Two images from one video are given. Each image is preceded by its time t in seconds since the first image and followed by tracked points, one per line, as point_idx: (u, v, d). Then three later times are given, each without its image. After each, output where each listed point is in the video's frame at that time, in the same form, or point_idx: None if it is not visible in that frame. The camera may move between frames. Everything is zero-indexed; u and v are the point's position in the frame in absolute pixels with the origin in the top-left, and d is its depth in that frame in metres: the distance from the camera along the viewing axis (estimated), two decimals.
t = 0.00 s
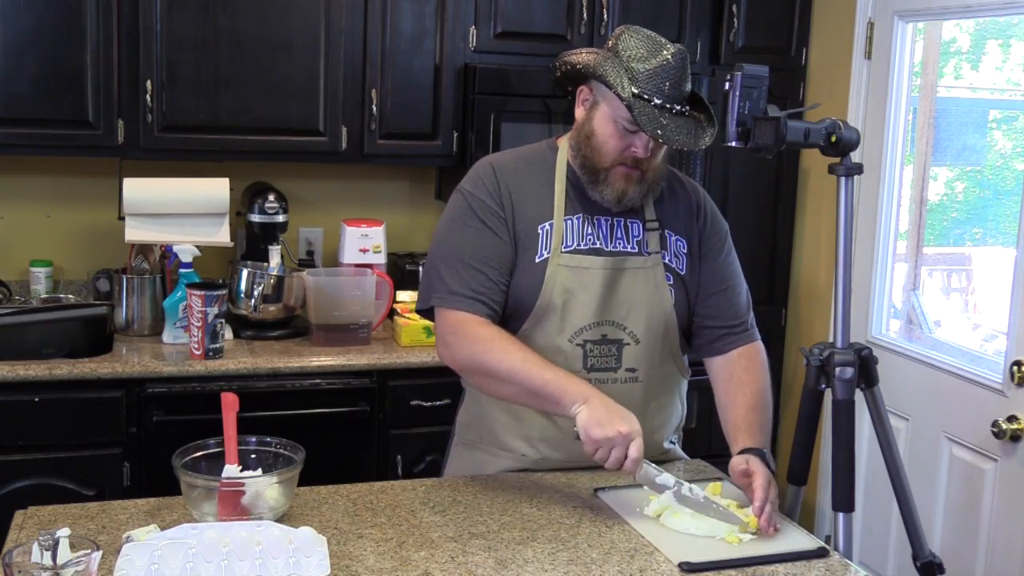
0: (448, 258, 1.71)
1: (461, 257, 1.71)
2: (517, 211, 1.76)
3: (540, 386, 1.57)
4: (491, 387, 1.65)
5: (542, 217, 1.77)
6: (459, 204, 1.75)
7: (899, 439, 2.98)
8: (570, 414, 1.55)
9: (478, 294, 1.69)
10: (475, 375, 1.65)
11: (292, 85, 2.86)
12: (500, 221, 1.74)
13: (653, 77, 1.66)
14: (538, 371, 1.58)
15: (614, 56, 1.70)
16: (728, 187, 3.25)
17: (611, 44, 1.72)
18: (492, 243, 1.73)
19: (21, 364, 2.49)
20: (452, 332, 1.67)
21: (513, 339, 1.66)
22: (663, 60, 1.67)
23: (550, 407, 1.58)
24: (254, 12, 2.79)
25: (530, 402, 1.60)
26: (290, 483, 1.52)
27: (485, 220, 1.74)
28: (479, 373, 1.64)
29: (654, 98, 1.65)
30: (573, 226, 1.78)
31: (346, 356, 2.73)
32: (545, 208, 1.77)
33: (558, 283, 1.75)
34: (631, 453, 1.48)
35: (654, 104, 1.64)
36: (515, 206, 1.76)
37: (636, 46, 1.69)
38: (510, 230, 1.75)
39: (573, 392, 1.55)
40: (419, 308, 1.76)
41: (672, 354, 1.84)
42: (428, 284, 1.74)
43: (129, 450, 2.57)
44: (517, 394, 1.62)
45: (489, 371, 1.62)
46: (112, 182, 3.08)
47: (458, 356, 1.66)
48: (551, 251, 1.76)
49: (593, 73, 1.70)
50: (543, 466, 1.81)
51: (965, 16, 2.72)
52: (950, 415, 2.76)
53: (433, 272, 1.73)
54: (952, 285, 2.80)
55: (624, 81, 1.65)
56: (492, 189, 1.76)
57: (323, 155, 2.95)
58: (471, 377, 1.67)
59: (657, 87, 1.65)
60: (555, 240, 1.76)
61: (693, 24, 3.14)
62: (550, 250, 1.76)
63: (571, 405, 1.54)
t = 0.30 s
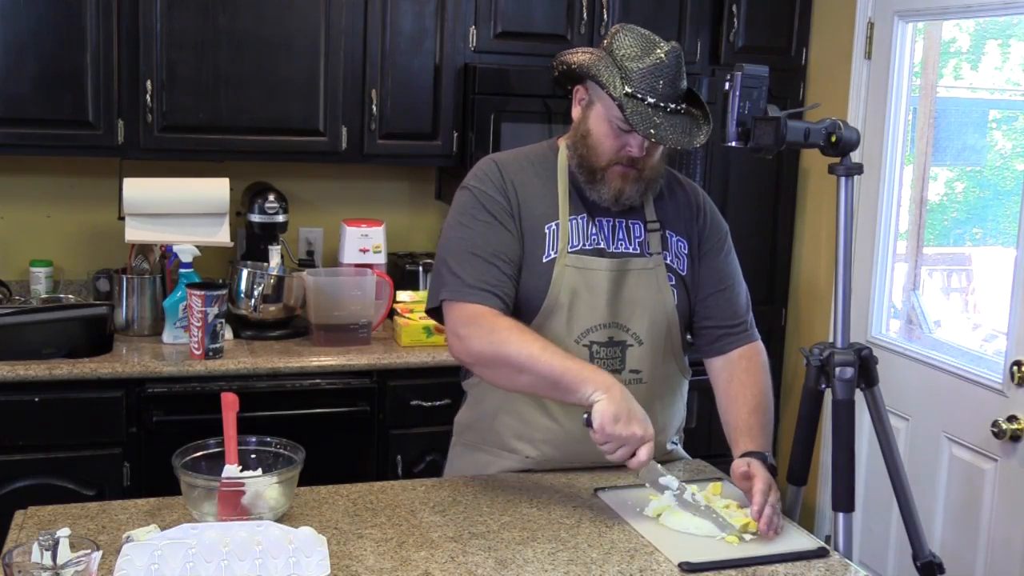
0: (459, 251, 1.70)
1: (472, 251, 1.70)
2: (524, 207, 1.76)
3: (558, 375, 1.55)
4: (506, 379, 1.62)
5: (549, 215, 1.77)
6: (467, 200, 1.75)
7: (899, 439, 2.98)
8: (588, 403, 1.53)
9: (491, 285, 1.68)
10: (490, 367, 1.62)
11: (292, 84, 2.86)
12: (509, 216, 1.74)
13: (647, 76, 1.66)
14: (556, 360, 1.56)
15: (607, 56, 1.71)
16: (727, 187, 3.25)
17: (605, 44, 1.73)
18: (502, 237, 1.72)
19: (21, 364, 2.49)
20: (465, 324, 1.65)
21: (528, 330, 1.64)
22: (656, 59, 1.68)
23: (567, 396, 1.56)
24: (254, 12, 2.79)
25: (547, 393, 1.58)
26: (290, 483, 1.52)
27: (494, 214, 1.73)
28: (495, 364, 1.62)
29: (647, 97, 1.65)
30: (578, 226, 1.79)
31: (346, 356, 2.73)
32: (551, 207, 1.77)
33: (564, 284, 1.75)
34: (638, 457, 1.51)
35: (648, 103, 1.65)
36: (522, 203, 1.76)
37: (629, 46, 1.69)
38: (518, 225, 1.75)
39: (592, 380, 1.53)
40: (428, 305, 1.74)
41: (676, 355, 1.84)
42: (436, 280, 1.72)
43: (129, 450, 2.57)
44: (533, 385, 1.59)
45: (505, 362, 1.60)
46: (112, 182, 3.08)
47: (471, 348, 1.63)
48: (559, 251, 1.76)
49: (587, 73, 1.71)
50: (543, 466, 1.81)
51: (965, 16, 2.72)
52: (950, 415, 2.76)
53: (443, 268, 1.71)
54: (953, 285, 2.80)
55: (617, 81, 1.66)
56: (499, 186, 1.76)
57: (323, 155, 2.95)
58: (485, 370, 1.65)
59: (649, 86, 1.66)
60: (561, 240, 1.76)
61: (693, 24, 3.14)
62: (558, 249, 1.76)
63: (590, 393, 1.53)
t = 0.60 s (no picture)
0: (450, 268, 1.71)
1: (463, 269, 1.71)
2: (518, 218, 1.76)
3: (541, 412, 1.59)
4: (492, 407, 1.67)
5: (543, 222, 1.77)
6: (460, 215, 1.75)
7: (899, 439, 2.98)
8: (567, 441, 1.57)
9: (480, 306, 1.69)
10: (478, 393, 1.67)
11: (292, 84, 2.86)
12: (502, 230, 1.74)
13: (632, 76, 1.68)
14: (541, 397, 1.60)
15: (594, 57, 1.72)
16: (728, 187, 3.25)
17: (592, 45, 1.75)
18: (494, 253, 1.72)
19: (21, 364, 2.49)
20: (456, 346, 1.68)
21: (518, 361, 1.67)
22: (641, 59, 1.69)
23: (548, 433, 1.60)
24: (254, 12, 2.79)
25: (531, 426, 1.62)
26: (290, 483, 1.52)
27: (487, 229, 1.73)
28: (483, 392, 1.66)
29: (633, 96, 1.67)
30: (574, 228, 1.79)
31: (346, 356, 2.73)
32: (545, 214, 1.77)
33: (563, 284, 1.75)
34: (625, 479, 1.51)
35: (635, 103, 1.67)
36: (516, 213, 1.76)
37: (614, 46, 1.71)
38: (512, 238, 1.75)
39: (572, 422, 1.57)
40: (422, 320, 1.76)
41: (675, 355, 1.84)
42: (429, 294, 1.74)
43: (129, 450, 2.57)
44: (517, 416, 1.63)
45: (492, 392, 1.64)
46: (112, 182, 3.08)
47: (461, 371, 1.68)
48: (555, 255, 1.76)
49: (575, 76, 1.73)
50: (543, 467, 1.81)
51: (965, 16, 2.72)
52: (950, 415, 2.76)
53: (436, 285, 1.73)
54: (952, 285, 2.80)
55: (603, 83, 1.68)
56: (492, 197, 1.76)
57: (322, 155, 2.95)
58: (473, 394, 1.69)
59: (635, 86, 1.68)
60: (558, 243, 1.76)
61: (693, 24, 3.14)
62: (554, 254, 1.76)
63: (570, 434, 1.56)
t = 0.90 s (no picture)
0: (447, 265, 1.71)
1: (460, 264, 1.71)
2: (514, 213, 1.76)
3: (534, 409, 1.59)
4: (487, 403, 1.66)
5: (540, 217, 1.77)
6: (457, 211, 1.75)
7: (899, 439, 2.98)
8: (562, 436, 1.57)
9: (478, 300, 1.70)
10: (472, 388, 1.67)
11: (292, 84, 2.86)
12: (498, 225, 1.74)
13: (626, 66, 1.70)
14: (535, 393, 1.60)
15: (586, 51, 1.75)
16: (728, 188, 3.25)
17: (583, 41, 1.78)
18: (491, 248, 1.73)
19: (21, 364, 2.49)
20: (452, 341, 1.68)
21: (513, 356, 1.67)
22: (633, 48, 1.72)
23: (543, 429, 1.60)
24: (254, 12, 2.79)
25: (524, 422, 1.62)
26: (290, 483, 1.52)
27: (483, 225, 1.74)
28: (477, 388, 1.66)
29: (629, 85, 1.70)
30: (569, 224, 1.79)
31: (346, 356, 2.73)
32: (541, 208, 1.78)
33: (558, 280, 1.75)
34: (624, 471, 1.49)
35: (631, 91, 1.69)
36: (513, 208, 1.77)
37: (606, 39, 1.74)
38: (508, 234, 1.75)
39: (566, 419, 1.57)
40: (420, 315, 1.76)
41: (672, 350, 1.84)
42: (427, 290, 1.74)
43: (129, 450, 2.57)
44: (510, 413, 1.63)
45: (486, 388, 1.64)
46: (112, 182, 3.07)
47: (456, 366, 1.67)
48: (550, 251, 1.76)
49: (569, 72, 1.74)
50: (542, 466, 1.81)
51: (965, 16, 2.72)
52: (950, 415, 2.76)
53: (434, 281, 1.73)
54: (952, 285, 2.80)
55: (598, 74, 1.70)
56: (489, 193, 1.76)
57: (323, 155, 2.95)
58: (467, 389, 1.69)
59: (630, 74, 1.70)
60: (552, 239, 1.76)
61: (693, 24, 3.14)
62: (549, 250, 1.76)
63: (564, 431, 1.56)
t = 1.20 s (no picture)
0: (447, 265, 1.71)
1: (459, 264, 1.71)
2: (514, 213, 1.76)
3: (533, 408, 1.60)
4: (488, 402, 1.67)
5: (540, 216, 1.77)
6: (456, 211, 1.75)
7: (899, 439, 2.98)
8: (562, 434, 1.57)
9: (477, 300, 1.70)
10: (473, 389, 1.67)
11: (292, 84, 2.86)
12: (498, 226, 1.74)
13: (622, 66, 1.71)
14: (533, 391, 1.60)
15: (584, 54, 1.75)
16: (728, 188, 3.25)
17: (580, 44, 1.78)
18: (490, 248, 1.73)
19: (21, 364, 2.49)
20: (451, 343, 1.69)
21: (512, 355, 1.67)
22: (630, 49, 1.73)
23: (543, 427, 1.60)
24: (254, 12, 2.79)
25: (525, 421, 1.62)
26: (290, 483, 1.52)
27: (483, 225, 1.74)
28: (477, 388, 1.66)
29: (626, 85, 1.70)
30: (569, 225, 1.79)
31: (346, 356, 2.73)
32: (542, 208, 1.78)
33: (558, 280, 1.75)
34: (624, 468, 1.48)
35: (627, 91, 1.69)
36: (513, 209, 1.76)
37: (603, 41, 1.74)
38: (507, 234, 1.75)
39: (564, 417, 1.57)
40: (419, 314, 1.76)
41: (672, 349, 1.84)
42: (426, 290, 1.74)
43: (129, 450, 2.57)
44: (511, 412, 1.64)
45: (486, 388, 1.65)
46: (112, 182, 3.07)
47: (456, 368, 1.68)
48: (550, 250, 1.76)
49: (567, 75, 1.75)
50: (542, 466, 1.81)
51: (965, 16, 2.72)
52: (950, 415, 2.76)
53: (433, 280, 1.73)
54: (952, 285, 2.80)
55: (594, 75, 1.71)
56: (488, 193, 1.76)
57: (322, 155, 2.95)
58: (468, 389, 1.70)
59: (627, 75, 1.71)
60: (552, 239, 1.77)
61: (693, 24, 3.14)
62: (549, 249, 1.76)
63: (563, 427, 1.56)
